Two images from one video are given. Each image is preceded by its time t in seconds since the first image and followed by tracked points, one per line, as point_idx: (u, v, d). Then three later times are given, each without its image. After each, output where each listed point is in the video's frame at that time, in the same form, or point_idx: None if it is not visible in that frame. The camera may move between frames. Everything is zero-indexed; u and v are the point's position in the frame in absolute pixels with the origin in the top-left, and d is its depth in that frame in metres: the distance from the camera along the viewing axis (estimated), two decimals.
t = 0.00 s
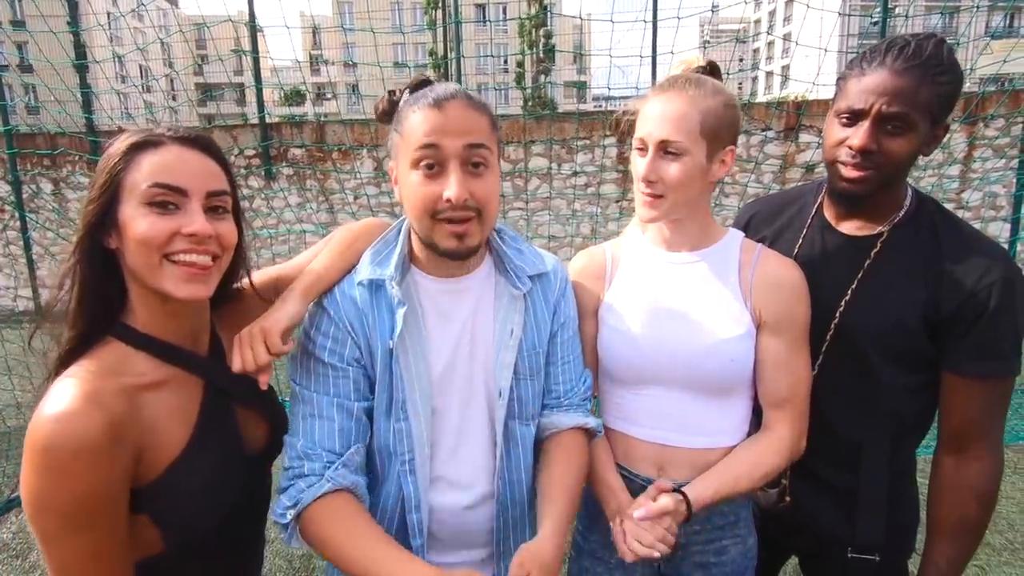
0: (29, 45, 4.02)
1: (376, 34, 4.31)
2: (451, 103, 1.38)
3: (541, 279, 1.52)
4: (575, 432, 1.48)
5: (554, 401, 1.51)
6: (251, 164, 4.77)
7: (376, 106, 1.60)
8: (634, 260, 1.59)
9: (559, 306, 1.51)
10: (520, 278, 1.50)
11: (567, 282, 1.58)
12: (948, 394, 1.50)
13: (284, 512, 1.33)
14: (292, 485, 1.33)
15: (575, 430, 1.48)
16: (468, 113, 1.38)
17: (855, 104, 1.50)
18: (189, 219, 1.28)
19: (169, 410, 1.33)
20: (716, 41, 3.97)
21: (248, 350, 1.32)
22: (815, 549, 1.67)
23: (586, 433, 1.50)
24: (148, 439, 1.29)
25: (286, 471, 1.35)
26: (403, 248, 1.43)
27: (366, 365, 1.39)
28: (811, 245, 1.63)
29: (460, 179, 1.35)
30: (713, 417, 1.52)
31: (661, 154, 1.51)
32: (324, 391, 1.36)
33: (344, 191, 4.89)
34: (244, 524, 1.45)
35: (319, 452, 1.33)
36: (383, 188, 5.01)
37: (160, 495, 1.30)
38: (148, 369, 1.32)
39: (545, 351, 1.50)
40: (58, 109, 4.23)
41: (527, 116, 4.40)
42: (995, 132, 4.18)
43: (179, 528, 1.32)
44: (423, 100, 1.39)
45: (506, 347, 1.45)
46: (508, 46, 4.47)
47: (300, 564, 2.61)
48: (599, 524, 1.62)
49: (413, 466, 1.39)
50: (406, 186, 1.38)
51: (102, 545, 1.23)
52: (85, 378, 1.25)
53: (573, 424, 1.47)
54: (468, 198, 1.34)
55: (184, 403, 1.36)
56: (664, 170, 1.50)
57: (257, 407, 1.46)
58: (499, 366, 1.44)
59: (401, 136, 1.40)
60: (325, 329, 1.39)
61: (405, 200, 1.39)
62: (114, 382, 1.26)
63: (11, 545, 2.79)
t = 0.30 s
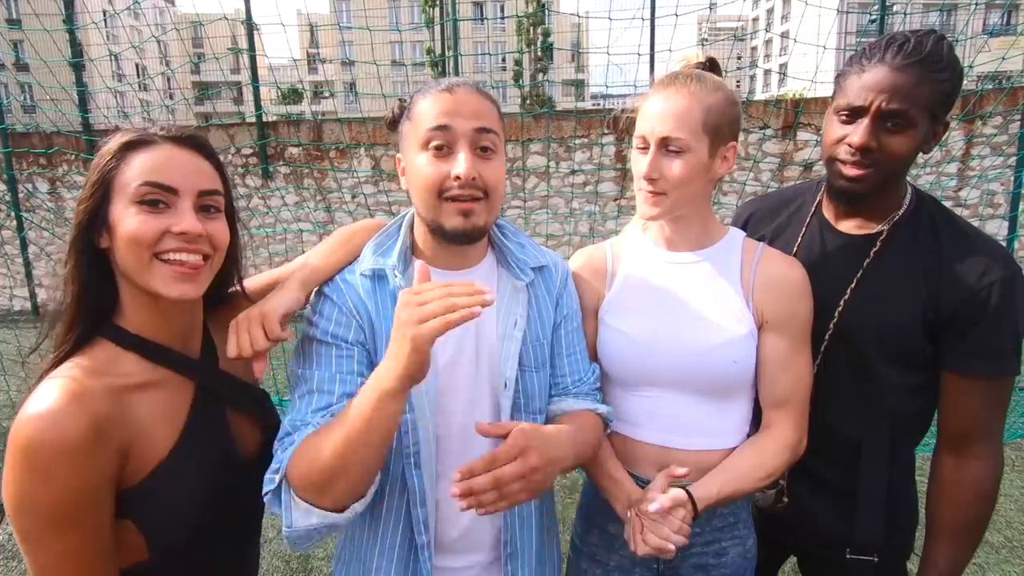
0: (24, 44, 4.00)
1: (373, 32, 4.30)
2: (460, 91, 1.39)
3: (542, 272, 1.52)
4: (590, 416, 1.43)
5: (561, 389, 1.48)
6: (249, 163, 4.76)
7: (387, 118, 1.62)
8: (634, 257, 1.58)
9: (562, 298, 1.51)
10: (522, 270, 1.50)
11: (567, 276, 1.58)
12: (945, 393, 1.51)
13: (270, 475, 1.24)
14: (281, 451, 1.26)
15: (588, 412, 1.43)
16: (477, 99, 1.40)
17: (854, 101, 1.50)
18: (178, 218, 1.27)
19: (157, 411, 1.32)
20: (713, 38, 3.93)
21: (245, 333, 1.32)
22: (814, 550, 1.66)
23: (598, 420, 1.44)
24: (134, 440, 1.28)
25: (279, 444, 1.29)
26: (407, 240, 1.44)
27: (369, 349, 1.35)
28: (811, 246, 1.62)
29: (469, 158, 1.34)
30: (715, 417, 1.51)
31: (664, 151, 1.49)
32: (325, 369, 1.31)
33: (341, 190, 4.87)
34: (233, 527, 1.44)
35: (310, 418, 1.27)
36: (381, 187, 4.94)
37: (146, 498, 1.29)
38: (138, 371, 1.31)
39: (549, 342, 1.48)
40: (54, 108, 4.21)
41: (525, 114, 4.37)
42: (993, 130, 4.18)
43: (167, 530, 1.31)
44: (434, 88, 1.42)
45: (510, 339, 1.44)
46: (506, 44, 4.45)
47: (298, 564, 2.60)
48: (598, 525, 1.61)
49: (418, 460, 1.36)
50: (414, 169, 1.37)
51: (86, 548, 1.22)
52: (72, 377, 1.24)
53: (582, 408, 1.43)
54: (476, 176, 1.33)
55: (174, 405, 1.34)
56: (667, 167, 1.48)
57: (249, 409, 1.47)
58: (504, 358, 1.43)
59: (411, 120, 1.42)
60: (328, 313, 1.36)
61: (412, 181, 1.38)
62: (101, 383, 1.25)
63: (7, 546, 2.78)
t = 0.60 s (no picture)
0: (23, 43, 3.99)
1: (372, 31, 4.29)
2: (483, 89, 1.42)
3: (546, 275, 1.51)
4: (574, 432, 1.46)
5: (558, 400, 1.49)
6: (249, 163, 4.76)
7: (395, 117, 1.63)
8: (635, 258, 1.57)
9: (564, 302, 1.50)
10: (526, 271, 1.49)
11: (571, 280, 1.56)
12: (946, 393, 1.50)
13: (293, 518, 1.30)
14: (303, 492, 1.30)
15: (576, 429, 1.46)
16: (496, 99, 1.41)
17: (854, 99, 1.49)
18: (175, 214, 1.27)
19: (157, 405, 1.31)
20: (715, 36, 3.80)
21: (253, 341, 1.31)
22: (815, 549, 1.66)
23: (586, 431, 1.49)
24: (135, 434, 1.28)
25: (299, 474, 1.33)
26: (414, 241, 1.42)
27: (376, 359, 1.36)
28: (811, 246, 1.61)
29: (486, 157, 1.36)
30: (715, 418, 1.51)
31: (685, 141, 1.51)
32: (335, 387, 1.33)
33: (341, 189, 4.87)
34: (236, 523, 1.43)
35: (332, 451, 1.31)
36: (380, 186, 4.92)
37: (149, 493, 1.28)
38: (138, 366, 1.31)
39: (551, 346, 1.48)
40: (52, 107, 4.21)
41: (525, 112, 4.35)
42: (993, 127, 4.17)
43: (170, 526, 1.31)
44: (453, 87, 1.43)
45: (514, 340, 1.44)
46: (505, 42, 4.44)
47: (298, 564, 2.60)
48: (599, 525, 1.61)
49: (424, 461, 1.37)
50: (429, 165, 1.38)
51: (91, 541, 1.22)
52: (71, 372, 1.23)
53: (572, 424, 1.45)
54: (493, 175, 1.34)
55: (174, 400, 1.34)
56: (691, 157, 1.49)
57: (253, 405, 1.45)
58: (509, 361, 1.43)
59: (426, 120, 1.42)
60: (334, 319, 1.36)
61: (426, 178, 1.38)
62: (100, 378, 1.25)
63: (9, 546, 2.78)
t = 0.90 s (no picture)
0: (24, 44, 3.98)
1: (372, 30, 4.30)
2: (489, 108, 1.34)
3: (546, 273, 1.51)
4: (585, 426, 1.45)
5: (563, 395, 1.48)
6: (249, 163, 4.74)
7: (365, 91, 1.53)
8: (635, 259, 1.58)
9: (565, 300, 1.51)
10: (526, 270, 1.48)
11: (571, 279, 1.58)
12: (947, 394, 1.50)
13: (265, 465, 1.25)
14: (278, 442, 1.26)
15: (584, 423, 1.45)
16: (501, 118, 1.34)
17: (855, 99, 1.48)
18: (177, 214, 1.26)
19: (165, 403, 1.31)
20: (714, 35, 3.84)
21: (247, 328, 1.32)
22: (816, 550, 1.65)
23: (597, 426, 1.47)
24: (144, 434, 1.27)
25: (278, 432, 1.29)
26: (412, 238, 1.42)
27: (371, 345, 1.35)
28: (811, 246, 1.61)
29: (500, 185, 1.32)
30: (716, 416, 1.50)
31: (682, 140, 1.50)
32: (327, 362, 1.31)
33: (341, 189, 4.87)
34: (242, 520, 1.43)
35: (308, 411, 1.27)
36: (381, 186, 4.91)
37: (158, 491, 1.28)
38: (144, 364, 1.30)
39: (552, 344, 1.48)
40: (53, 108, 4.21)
41: (525, 111, 4.33)
42: (995, 125, 4.15)
43: (179, 524, 1.30)
44: (457, 100, 1.33)
45: (514, 338, 1.43)
46: (506, 41, 4.43)
47: (298, 565, 2.60)
48: (601, 525, 1.61)
49: (423, 455, 1.36)
50: (437, 191, 1.32)
51: (103, 539, 1.21)
52: (80, 372, 1.23)
53: (578, 419, 1.44)
54: (507, 204, 1.33)
55: (181, 398, 1.34)
56: (689, 155, 1.49)
57: (257, 401, 1.45)
58: (508, 359, 1.42)
59: (427, 140, 1.34)
60: (330, 307, 1.35)
61: (434, 203, 1.33)
62: (107, 377, 1.25)
63: (9, 547, 2.78)
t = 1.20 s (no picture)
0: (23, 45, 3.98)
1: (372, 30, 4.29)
2: (516, 143, 1.30)
3: (545, 277, 1.51)
4: (575, 428, 1.48)
5: (557, 398, 1.50)
6: (249, 163, 4.74)
7: (378, 78, 1.43)
8: (634, 259, 1.57)
9: (563, 302, 1.51)
10: (528, 276, 1.47)
11: (568, 279, 1.58)
12: (947, 394, 1.50)
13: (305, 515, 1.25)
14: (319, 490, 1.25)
15: (575, 425, 1.48)
16: (526, 152, 1.31)
17: (855, 98, 1.48)
18: (175, 220, 1.26)
19: (158, 404, 1.31)
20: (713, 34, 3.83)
21: (253, 360, 1.31)
22: (816, 549, 1.65)
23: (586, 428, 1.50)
24: (138, 436, 1.27)
25: (303, 476, 1.29)
26: (414, 245, 1.41)
27: (378, 362, 1.35)
28: (811, 245, 1.61)
29: (515, 222, 1.31)
30: (715, 416, 1.50)
31: (683, 141, 1.50)
32: (339, 388, 1.31)
33: (341, 189, 4.90)
34: (239, 521, 1.43)
35: (337, 450, 1.27)
36: (381, 186, 4.87)
37: (154, 492, 1.28)
38: (140, 366, 1.31)
39: (550, 347, 1.49)
40: (54, 109, 4.21)
41: (525, 111, 4.32)
42: (995, 125, 4.18)
43: (174, 524, 1.30)
44: (482, 128, 1.29)
45: (515, 343, 1.43)
46: (506, 41, 4.41)
47: (299, 565, 2.60)
48: (600, 525, 1.60)
49: (428, 467, 1.37)
50: (453, 219, 1.31)
51: (97, 541, 1.21)
52: (72, 375, 1.23)
53: (567, 422, 1.47)
54: (518, 241, 1.32)
55: (175, 400, 1.34)
56: (690, 156, 1.49)
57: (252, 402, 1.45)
58: (509, 364, 1.42)
59: (447, 164, 1.30)
60: (335, 323, 1.35)
61: (447, 229, 1.32)
62: (100, 379, 1.25)
63: (10, 548, 2.78)
